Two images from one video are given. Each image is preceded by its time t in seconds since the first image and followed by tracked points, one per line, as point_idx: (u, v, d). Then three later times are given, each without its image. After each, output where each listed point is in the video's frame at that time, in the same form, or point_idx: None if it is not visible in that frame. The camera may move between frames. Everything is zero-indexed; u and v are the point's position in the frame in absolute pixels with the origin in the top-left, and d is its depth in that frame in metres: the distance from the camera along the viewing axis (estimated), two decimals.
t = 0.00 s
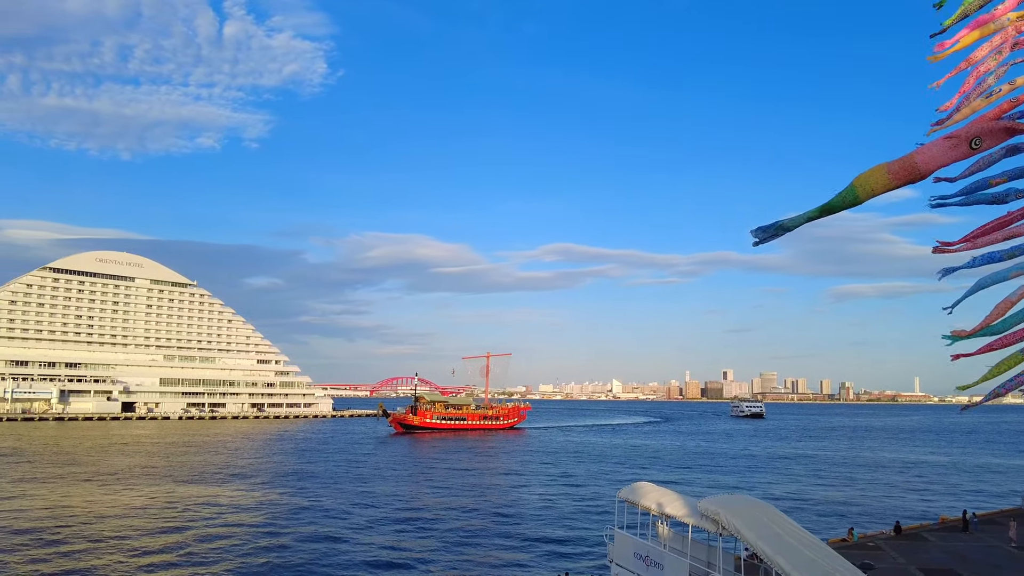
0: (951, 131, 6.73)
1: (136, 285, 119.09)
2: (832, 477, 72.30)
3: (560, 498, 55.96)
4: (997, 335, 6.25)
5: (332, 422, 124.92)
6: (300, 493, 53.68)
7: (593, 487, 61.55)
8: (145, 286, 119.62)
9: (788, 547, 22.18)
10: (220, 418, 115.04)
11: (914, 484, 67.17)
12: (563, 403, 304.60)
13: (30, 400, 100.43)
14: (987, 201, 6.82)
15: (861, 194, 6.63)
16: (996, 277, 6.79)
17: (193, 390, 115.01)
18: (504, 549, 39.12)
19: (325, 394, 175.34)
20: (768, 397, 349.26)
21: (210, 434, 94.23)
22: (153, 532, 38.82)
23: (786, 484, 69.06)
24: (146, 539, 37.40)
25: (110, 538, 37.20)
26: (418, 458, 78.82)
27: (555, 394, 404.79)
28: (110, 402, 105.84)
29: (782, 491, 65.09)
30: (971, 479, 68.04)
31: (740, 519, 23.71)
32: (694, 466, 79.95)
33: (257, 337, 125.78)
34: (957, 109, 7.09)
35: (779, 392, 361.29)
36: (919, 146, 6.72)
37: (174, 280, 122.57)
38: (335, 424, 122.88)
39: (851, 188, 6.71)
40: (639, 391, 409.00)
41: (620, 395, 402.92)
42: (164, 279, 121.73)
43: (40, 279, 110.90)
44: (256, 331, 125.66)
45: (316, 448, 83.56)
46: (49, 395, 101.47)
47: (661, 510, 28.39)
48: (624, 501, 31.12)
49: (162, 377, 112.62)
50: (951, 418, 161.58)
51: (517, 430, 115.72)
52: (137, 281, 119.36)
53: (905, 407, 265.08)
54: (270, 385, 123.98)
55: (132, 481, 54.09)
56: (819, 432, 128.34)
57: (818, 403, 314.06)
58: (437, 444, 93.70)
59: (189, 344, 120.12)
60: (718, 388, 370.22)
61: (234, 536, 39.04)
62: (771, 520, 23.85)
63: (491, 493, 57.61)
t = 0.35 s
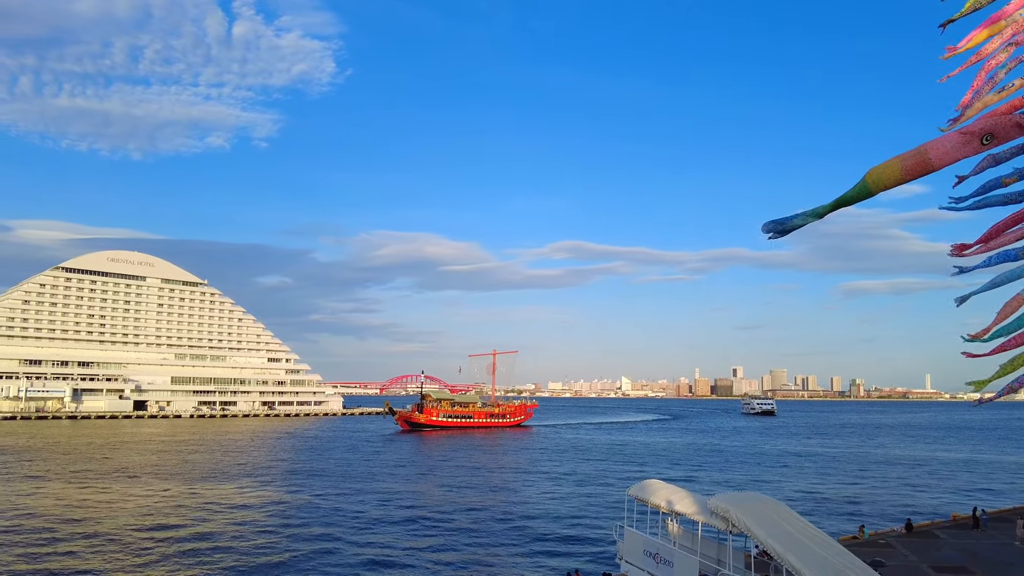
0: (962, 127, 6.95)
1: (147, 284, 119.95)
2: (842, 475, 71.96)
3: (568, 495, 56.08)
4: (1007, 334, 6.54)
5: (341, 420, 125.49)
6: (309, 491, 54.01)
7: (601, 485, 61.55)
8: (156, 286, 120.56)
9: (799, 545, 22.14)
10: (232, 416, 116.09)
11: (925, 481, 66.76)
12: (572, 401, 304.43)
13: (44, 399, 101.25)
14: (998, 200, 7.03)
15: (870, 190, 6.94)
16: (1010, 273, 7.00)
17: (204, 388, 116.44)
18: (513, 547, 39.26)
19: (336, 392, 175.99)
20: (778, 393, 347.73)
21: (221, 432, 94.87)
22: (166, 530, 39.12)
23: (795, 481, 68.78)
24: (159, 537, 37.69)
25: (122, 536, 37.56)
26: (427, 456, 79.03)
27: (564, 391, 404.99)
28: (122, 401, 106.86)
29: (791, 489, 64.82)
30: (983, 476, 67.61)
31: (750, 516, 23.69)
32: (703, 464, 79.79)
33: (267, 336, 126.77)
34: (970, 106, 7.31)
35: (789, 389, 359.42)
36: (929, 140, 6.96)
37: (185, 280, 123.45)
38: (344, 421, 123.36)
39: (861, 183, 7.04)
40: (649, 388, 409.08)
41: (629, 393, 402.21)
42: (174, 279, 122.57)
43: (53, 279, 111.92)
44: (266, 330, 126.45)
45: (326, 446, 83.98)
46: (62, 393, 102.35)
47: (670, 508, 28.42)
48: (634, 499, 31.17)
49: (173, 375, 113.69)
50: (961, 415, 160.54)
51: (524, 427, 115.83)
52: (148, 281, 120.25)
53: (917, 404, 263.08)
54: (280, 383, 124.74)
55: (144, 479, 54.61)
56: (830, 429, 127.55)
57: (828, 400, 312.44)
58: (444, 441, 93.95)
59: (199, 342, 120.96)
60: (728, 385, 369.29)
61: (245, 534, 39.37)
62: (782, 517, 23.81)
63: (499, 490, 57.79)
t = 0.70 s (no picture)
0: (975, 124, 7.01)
1: (157, 283, 120.71)
2: (850, 472, 71.74)
3: (575, 493, 56.16)
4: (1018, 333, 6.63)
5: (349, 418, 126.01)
6: (317, 488, 54.34)
7: (607, 483, 61.60)
8: (165, 285, 121.31)
9: (809, 542, 22.13)
10: (241, 414, 117.01)
11: (935, 478, 66.46)
12: (580, 399, 304.56)
13: (55, 397, 102.25)
14: (1008, 198, 7.13)
15: (880, 181, 7.03)
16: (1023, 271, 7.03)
17: (213, 386, 117.33)
18: (521, 545, 39.34)
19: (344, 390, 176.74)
20: (787, 391, 346.54)
21: (230, 430, 95.47)
22: (176, 527, 39.45)
23: (803, 478, 68.62)
24: (169, 534, 37.90)
25: (133, 533, 37.92)
26: (434, 454, 79.29)
27: (572, 389, 404.99)
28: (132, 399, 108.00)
29: (799, 486, 64.69)
30: (993, 473, 67.27)
31: (759, 514, 23.68)
32: (711, 461, 79.72)
33: (276, 334, 127.35)
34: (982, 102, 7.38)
35: (798, 387, 358.09)
36: (941, 135, 7.00)
37: (193, 279, 124.17)
38: (352, 419, 123.89)
39: (872, 175, 7.12)
40: (657, 386, 408.82)
41: (637, 390, 401.93)
42: (183, 278, 123.22)
43: (63, 279, 112.82)
44: (275, 328, 126.98)
45: (334, 444, 84.39)
46: (73, 392, 102.92)
47: (679, 505, 28.44)
48: (642, 496, 31.20)
49: (182, 374, 114.57)
50: (971, 412, 160.04)
51: (529, 425, 115.99)
52: (157, 280, 121.01)
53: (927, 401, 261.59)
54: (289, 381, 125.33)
55: (154, 477, 55.07)
56: (838, 426, 127.03)
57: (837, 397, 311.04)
58: (452, 439, 94.19)
59: (208, 341, 121.60)
60: (737, 383, 368.51)
61: (254, 531, 39.65)
62: (792, 515, 23.80)
63: (506, 488, 57.93)
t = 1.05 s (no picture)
0: (986, 120, 6.99)
1: (164, 281, 121.18)
2: (857, 468, 71.53)
3: (581, 489, 56.22)
4: None
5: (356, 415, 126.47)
6: (324, 485, 54.62)
7: (613, 479, 61.66)
8: (172, 283, 121.73)
9: (816, 538, 22.13)
10: (248, 411, 117.68)
11: (942, 474, 66.22)
12: (587, 395, 304.50)
13: (64, 395, 102.96)
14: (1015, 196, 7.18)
15: (890, 172, 6.98)
16: None
17: (220, 384, 117.74)
18: (526, 541, 39.41)
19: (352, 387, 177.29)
20: (794, 387, 345.57)
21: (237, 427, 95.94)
22: (184, 524, 39.67)
23: (810, 474, 68.53)
24: (177, 531, 38.09)
25: (141, 530, 38.10)
26: (440, 450, 79.53)
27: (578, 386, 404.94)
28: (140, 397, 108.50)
29: (805, 483, 64.59)
30: (1001, 469, 66.96)
31: (765, 510, 23.67)
32: (716, 457, 79.66)
33: (284, 332, 127.79)
34: (988, 95, 7.39)
35: (805, 383, 357.07)
36: (952, 130, 6.97)
37: (201, 276, 124.65)
38: (359, 416, 124.33)
39: (880, 165, 7.07)
40: (664, 383, 408.37)
41: (643, 387, 401.67)
42: (190, 276, 123.65)
43: (71, 277, 113.33)
44: (282, 326, 127.44)
45: (340, 441, 84.73)
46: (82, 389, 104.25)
47: (686, 501, 28.41)
48: (649, 492, 31.19)
49: (190, 371, 115.05)
50: (980, 407, 159.36)
51: (532, 421, 116.10)
52: (164, 278, 121.46)
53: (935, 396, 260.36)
54: (296, 378, 125.81)
55: (162, 474, 55.40)
56: (845, 422, 126.67)
57: (845, 393, 309.80)
58: (457, 436, 94.37)
59: (216, 338, 122.08)
60: (743, 379, 367.99)
61: (261, 528, 39.82)
62: (798, 511, 23.79)
63: (512, 484, 58.06)
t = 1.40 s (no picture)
0: (995, 117, 7.01)
1: (170, 278, 121.64)
2: (862, 463, 71.41)
3: (586, 485, 56.36)
4: None
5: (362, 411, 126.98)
6: (330, 481, 54.92)
7: (618, 475, 61.76)
8: (179, 280, 122.16)
9: (822, 534, 22.15)
10: (255, 408, 118.21)
11: (948, 470, 66.05)
12: (593, 390, 304.77)
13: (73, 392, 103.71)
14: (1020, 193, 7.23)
15: (896, 161, 7.01)
16: None
17: (227, 381, 118.10)
18: (532, 537, 39.52)
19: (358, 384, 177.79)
20: (800, 382, 344.69)
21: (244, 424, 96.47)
22: (192, 520, 39.97)
23: (815, 470, 68.50)
24: (185, 528, 38.28)
25: (150, 526, 38.39)
26: (445, 447, 79.77)
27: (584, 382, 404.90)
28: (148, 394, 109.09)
29: (810, 478, 64.54)
30: (1008, 464, 66.72)
31: (771, 505, 23.72)
32: (721, 453, 79.70)
33: (290, 328, 128.23)
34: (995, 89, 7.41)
35: (811, 378, 356.29)
36: (961, 125, 6.98)
37: (207, 273, 125.05)
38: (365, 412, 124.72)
39: (888, 154, 7.09)
40: (669, 378, 408.09)
41: (649, 383, 401.44)
42: (196, 273, 124.10)
43: (79, 274, 113.78)
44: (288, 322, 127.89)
45: (346, 437, 85.13)
46: (90, 386, 105.02)
47: (692, 497, 28.44)
48: (655, 488, 31.21)
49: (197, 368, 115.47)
50: (988, 402, 158.69)
51: (535, 417, 116.25)
52: (171, 275, 121.92)
53: (941, 391, 259.45)
54: (302, 375, 126.31)
55: (171, 470, 55.80)
56: (852, 418, 126.37)
57: (851, 389, 308.86)
58: (463, 432, 94.67)
59: (222, 335, 122.59)
60: (749, 374, 367.27)
61: (269, 524, 40.04)
62: (804, 507, 23.80)
63: (517, 480, 58.25)
